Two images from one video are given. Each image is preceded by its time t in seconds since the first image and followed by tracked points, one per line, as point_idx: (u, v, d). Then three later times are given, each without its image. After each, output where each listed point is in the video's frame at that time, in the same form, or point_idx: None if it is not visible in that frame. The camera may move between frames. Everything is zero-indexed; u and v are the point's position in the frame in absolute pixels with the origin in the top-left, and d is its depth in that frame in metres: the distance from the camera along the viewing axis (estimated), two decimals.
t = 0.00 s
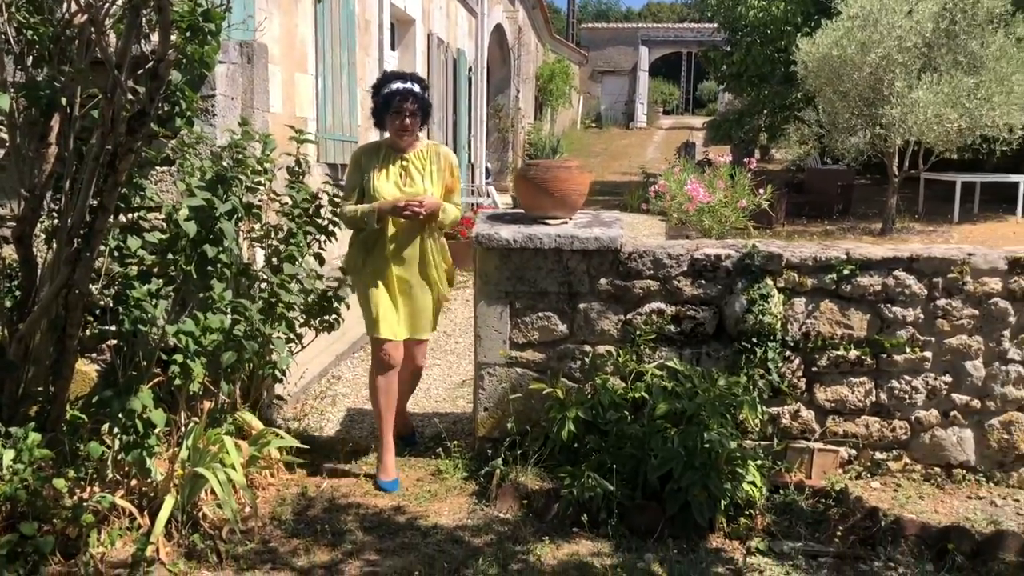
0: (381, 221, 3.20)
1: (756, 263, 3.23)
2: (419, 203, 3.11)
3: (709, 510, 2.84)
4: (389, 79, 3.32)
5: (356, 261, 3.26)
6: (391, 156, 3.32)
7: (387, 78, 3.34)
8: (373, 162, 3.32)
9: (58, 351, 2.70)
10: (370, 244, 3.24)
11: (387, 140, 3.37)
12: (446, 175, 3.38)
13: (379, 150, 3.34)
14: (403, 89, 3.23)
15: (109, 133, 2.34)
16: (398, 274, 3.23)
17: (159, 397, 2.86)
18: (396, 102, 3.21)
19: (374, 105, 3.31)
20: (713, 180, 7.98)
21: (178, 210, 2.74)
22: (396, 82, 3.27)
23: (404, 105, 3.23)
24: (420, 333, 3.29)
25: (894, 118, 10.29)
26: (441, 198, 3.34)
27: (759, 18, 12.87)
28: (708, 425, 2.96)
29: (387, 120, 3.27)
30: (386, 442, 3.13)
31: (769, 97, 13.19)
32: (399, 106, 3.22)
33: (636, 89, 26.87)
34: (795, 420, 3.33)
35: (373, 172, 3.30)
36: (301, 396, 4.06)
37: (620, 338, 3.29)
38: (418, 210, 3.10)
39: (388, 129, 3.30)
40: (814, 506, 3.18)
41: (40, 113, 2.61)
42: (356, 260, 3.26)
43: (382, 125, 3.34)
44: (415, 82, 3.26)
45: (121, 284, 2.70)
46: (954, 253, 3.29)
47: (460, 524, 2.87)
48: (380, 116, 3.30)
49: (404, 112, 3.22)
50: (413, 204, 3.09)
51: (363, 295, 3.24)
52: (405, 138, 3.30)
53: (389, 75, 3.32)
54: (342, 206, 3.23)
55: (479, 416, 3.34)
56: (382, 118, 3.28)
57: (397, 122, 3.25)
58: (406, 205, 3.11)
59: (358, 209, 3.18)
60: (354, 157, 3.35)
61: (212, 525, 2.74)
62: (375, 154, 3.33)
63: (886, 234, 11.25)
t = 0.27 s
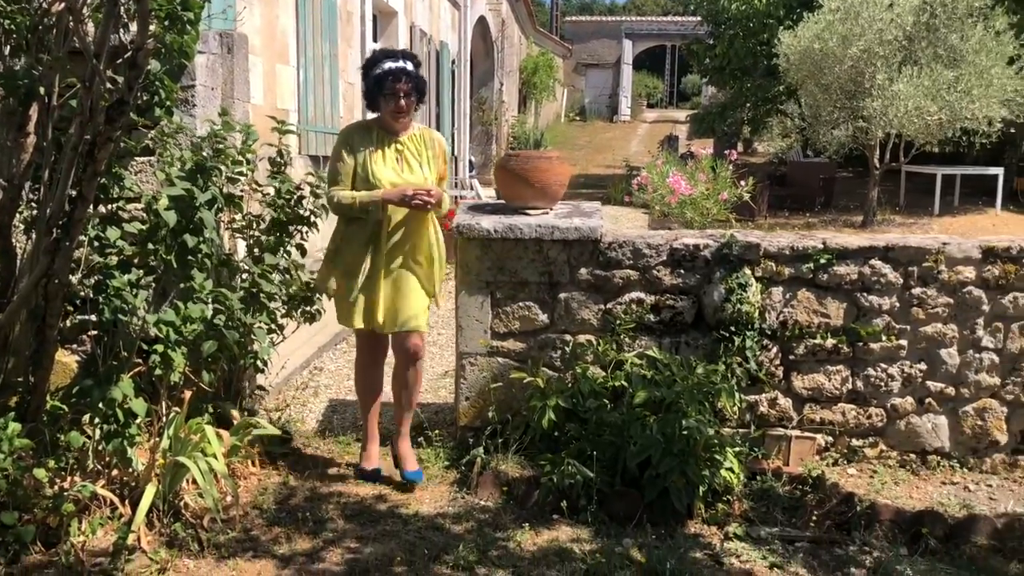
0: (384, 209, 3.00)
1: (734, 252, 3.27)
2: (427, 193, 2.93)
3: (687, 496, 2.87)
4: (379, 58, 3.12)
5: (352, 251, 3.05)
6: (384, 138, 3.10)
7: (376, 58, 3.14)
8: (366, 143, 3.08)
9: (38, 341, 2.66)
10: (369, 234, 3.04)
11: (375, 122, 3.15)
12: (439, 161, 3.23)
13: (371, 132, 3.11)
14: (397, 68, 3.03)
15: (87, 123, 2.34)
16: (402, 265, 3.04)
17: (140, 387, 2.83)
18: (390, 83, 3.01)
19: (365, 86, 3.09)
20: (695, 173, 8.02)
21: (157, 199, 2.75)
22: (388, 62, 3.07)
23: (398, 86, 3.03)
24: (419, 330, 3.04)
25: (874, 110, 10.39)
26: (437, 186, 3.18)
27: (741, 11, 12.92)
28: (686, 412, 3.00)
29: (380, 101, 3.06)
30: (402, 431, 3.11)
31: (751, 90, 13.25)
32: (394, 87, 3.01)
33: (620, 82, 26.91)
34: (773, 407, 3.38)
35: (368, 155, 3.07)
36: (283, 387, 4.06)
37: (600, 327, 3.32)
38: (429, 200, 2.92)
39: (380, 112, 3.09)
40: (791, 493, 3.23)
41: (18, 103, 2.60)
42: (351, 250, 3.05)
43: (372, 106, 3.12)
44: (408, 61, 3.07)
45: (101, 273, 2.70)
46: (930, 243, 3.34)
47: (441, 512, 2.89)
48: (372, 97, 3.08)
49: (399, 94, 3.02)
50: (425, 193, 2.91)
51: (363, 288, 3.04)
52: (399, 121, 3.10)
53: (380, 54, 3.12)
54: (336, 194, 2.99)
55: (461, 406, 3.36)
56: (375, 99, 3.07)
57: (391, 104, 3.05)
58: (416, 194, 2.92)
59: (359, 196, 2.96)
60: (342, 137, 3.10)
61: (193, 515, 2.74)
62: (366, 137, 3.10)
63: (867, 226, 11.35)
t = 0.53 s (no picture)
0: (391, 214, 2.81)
1: (708, 240, 3.33)
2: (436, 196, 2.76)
3: (659, 478, 2.94)
4: (377, 53, 2.91)
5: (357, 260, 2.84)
6: (384, 137, 2.89)
7: (372, 52, 2.93)
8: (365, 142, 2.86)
9: (18, 324, 2.68)
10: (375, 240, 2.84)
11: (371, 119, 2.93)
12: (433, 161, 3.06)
13: (369, 130, 2.88)
14: (397, 64, 2.84)
15: (65, 109, 2.36)
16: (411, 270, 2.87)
17: (120, 371, 2.86)
18: (390, 80, 2.81)
19: (361, 82, 2.89)
20: (676, 164, 8.08)
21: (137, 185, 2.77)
22: (386, 57, 2.87)
23: (398, 82, 2.83)
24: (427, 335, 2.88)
25: (855, 102, 10.48)
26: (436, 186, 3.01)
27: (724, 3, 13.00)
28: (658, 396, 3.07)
29: (378, 98, 2.86)
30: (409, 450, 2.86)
31: (734, 82, 13.33)
32: (394, 84, 2.82)
33: (606, 74, 26.94)
34: (745, 392, 3.45)
35: (368, 156, 2.86)
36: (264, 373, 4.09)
37: (576, 313, 3.38)
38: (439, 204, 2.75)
39: (377, 110, 2.89)
40: (762, 475, 3.30)
41: None
42: (357, 258, 2.85)
43: (368, 103, 2.91)
44: (408, 56, 2.88)
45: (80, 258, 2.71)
46: (899, 231, 3.42)
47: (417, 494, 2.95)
48: (371, 94, 2.87)
49: (399, 92, 2.83)
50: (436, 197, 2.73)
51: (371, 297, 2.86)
52: (398, 120, 2.90)
53: (377, 49, 2.91)
54: (338, 200, 2.78)
55: (440, 391, 3.41)
56: (373, 97, 2.86)
57: (390, 103, 2.85)
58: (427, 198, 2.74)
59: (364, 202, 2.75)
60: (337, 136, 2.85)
61: (174, 497, 2.78)
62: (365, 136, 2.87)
63: (847, 217, 11.47)
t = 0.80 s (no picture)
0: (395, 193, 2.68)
1: (681, 228, 3.40)
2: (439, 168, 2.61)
3: (630, 459, 3.02)
4: (377, 25, 2.76)
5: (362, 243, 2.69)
6: (382, 113, 2.74)
7: (372, 23, 2.78)
8: (363, 119, 2.71)
9: None
10: (381, 222, 2.71)
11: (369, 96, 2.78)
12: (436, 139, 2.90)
13: (365, 106, 2.73)
14: (399, 38, 2.70)
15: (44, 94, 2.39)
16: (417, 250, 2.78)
17: (99, 354, 2.90)
18: (392, 55, 2.67)
19: (360, 55, 2.74)
20: (659, 153, 8.13)
21: (116, 169, 2.81)
22: (388, 29, 2.72)
23: (400, 57, 2.69)
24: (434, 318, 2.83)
25: (837, 93, 10.56)
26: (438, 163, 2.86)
27: None
28: (630, 379, 3.15)
29: (378, 72, 2.71)
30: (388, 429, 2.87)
31: (719, 72, 13.38)
32: (395, 58, 2.68)
33: (593, 63, 26.94)
34: (716, 376, 3.53)
35: (366, 133, 2.70)
36: (244, 359, 4.13)
37: (553, 300, 3.43)
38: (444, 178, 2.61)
39: (377, 85, 2.74)
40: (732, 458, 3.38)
41: None
42: (364, 243, 2.70)
43: (367, 79, 2.76)
44: (409, 31, 2.74)
45: (59, 242, 2.76)
46: (868, 219, 3.49)
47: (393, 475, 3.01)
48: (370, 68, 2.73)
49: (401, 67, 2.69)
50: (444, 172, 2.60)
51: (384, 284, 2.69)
52: (398, 96, 2.75)
53: (378, 20, 2.76)
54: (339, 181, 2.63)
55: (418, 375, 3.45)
56: (373, 71, 2.71)
57: (391, 78, 2.70)
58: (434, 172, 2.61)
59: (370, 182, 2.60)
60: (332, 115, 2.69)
61: (153, 477, 2.82)
62: (363, 113, 2.72)
63: (829, 208, 11.56)
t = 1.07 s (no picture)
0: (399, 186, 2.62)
1: (657, 217, 3.47)
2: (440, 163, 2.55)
3: (607, 444, 3.09)
4: (381, 18, 2.72)
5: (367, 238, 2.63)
6: (384, 106, 2.68)
7: (375, 15, 2.73)
8: (364, 112, 2.67)
9: None
10: (385, 216, 2.64)
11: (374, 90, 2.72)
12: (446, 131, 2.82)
13: (368, 99, 2.68)
14: (402, 29, 2.65)
15: (29, 83, 2.42)
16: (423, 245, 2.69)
17: (85, 340, 2.95)
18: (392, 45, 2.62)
19: (364, 48, 2.69)
20: (642, 144, 8.20)
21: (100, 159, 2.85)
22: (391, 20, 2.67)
23: (402, 48, 2.64)
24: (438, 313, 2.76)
25: (820, 84, 10.64)
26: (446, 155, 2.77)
27: None
28: (607, 366, 3.23)
29: (380, 64, 2.66)
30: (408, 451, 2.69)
31: (704, 63, 13.46)
32: (397, 50, 2.63)
33: (580, 54, 26.96)
34: (693, 363, 3.62)
35: (369, 126, 2.65)
36: (229, 347, 4.18)
37: (533, 288, 3.50)
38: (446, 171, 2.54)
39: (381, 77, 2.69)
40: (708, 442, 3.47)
41: None
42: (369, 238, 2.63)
43: (371, 72, 2.71)
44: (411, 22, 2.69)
45: (45, 230, 2.80)
46: (840, 210, 3.57)
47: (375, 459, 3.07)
48: (371, 60, 2.68)
49: (404, 58, 2.63)
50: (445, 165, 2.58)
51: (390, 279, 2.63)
52: (403, 88, 2.68)
53: (381, 12, 2.72)
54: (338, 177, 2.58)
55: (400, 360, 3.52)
56: (375, 62, 2.67)
57: (394, 69, 2.64)
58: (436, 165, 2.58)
59: (371, 175, 2.56)
60: (332, 109, 2.66)
61: (138, 462, 2.88)
62: (366, 106, 2.67)
63: (812, 198, 11.66)
